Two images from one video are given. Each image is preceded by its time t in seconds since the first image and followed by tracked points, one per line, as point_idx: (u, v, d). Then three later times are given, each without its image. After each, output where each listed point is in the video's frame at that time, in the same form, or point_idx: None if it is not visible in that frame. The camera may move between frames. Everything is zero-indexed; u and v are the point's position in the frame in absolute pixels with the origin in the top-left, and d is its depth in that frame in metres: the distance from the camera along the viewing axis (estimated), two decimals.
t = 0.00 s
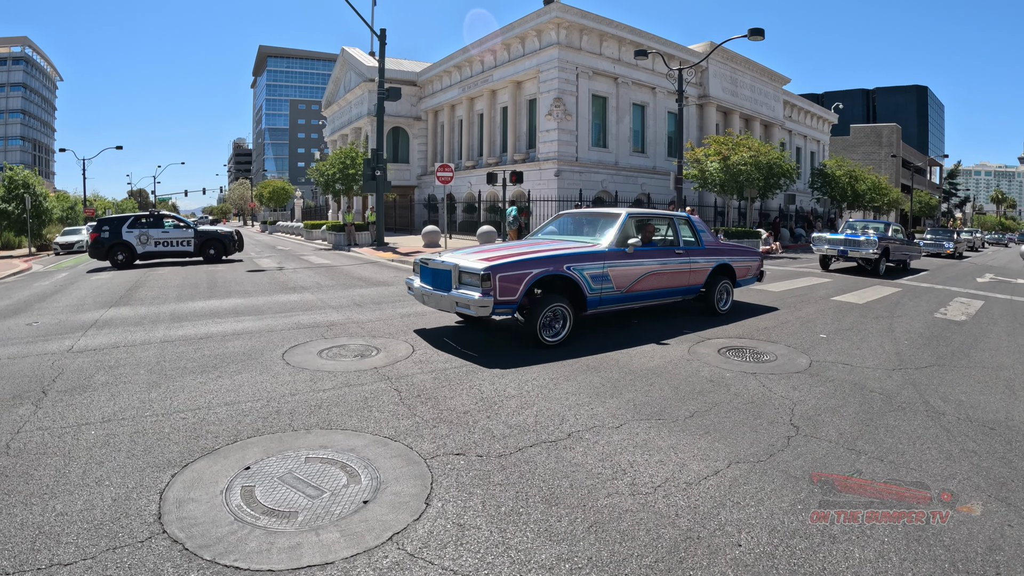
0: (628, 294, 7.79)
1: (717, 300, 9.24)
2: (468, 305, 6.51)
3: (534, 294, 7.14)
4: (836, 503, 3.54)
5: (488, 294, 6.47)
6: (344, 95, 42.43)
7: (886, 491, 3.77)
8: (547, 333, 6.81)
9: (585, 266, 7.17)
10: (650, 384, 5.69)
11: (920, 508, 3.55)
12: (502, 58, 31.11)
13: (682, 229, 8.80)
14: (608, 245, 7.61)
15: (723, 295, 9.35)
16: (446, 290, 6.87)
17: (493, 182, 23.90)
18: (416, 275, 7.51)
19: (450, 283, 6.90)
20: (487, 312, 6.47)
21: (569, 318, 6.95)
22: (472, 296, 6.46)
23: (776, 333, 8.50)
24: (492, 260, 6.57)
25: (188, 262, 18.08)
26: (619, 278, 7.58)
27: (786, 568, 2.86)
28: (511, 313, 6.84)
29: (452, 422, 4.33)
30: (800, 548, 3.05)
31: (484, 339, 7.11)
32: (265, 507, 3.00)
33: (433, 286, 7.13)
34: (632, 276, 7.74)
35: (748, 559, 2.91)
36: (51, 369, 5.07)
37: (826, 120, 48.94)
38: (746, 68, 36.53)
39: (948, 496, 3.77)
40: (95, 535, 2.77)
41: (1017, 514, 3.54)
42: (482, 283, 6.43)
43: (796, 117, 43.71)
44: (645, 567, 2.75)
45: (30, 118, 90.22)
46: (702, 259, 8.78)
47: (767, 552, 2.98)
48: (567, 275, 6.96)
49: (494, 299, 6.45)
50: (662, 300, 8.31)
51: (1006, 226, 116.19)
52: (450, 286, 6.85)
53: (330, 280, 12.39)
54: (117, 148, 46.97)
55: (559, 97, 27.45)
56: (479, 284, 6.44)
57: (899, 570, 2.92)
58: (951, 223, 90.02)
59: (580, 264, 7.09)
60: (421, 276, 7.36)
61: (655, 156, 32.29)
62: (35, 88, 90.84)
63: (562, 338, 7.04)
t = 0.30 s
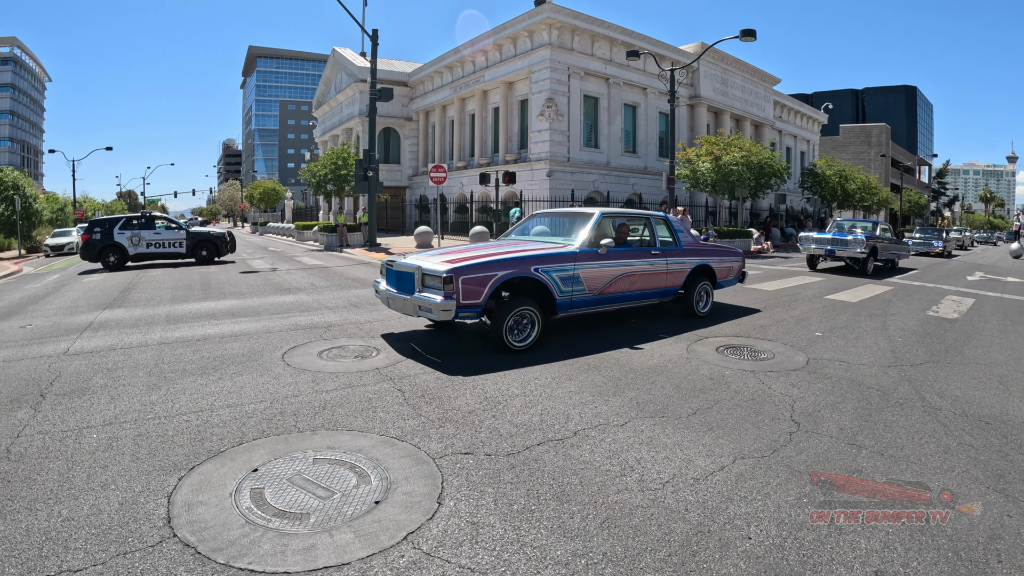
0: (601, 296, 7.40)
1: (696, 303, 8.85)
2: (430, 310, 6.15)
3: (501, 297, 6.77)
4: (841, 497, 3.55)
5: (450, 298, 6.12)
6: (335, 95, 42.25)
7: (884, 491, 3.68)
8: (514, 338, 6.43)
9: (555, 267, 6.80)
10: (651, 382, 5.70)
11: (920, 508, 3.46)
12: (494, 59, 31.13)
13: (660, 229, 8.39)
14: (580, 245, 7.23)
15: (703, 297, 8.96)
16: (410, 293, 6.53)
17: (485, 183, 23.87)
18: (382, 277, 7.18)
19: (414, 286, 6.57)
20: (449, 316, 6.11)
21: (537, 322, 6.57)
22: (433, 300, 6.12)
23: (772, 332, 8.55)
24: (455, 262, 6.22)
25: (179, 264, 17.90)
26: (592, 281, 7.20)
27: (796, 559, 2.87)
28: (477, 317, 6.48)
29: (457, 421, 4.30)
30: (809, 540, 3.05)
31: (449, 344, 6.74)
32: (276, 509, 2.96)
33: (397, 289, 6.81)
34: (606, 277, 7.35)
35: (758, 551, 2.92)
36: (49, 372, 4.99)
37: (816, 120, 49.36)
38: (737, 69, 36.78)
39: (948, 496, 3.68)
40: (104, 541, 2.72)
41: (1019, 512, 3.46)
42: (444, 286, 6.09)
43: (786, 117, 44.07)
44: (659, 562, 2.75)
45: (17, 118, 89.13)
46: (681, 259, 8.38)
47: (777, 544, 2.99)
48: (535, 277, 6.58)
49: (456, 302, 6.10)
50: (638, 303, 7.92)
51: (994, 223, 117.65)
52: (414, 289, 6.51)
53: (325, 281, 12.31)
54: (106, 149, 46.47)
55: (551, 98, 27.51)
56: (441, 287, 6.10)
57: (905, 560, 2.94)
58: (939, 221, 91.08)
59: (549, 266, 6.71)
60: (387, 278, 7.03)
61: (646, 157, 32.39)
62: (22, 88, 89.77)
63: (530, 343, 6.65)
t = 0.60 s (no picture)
0: (566, 300, 7.15)
1: (669, 306, 8.56)
2: (384, 315, 5.91)
3: (461, 301, 6.51)
4: (835, 492, 3.63)
5: (404, 303, 5.89)
6: (324, 96, 42.10)
7: (884, 490, 3.69)
8: (473, 343, 6.17)
9: (516, 270, 6.54)
10: (644, 380, 5.78)
11: (919, 508, 3.46)
12: (483, 60, 31.21)
13: (630, 230, 8.11)
14: (542, 247, 6.95)
15: (676, 300, 8.66)
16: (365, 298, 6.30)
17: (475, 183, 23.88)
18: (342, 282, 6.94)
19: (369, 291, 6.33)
20: (403, 322, 5.87)
21: (497, 327, 6.30)
22: (387, 305, 5.88)
23: (762, 330, 8.67)
24: (410, 266, 5.98)
25: (169, 266, 17.78)
26: (555, 284, 6.93)
27: (790, 551, 2.95)
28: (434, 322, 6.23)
29: (454, 421, 4.35)
30: (802, 531, 3.14)
31: (408, 348, 6.50)
32: (279, 509, 2.99)
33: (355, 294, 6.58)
34: (571, 280, 7.09)
35: (753, 543, 2.99)
36: (43, 374, 4.98)
37: (803, 120, 49.86)
38: (725, 70, 37.10)
39: (948, 496, 3.68)
40: (107, 543, 2.74)
41: (1018, 512, 3.46)
42: (397, 291, 5.86)
43: (773, 117, 44.52)
44: (657, 554, 2.82)
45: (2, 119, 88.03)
46: (651, 261, 8.11)
47: (771, 535, 3.07)
48: (494, 281, 6.33)
49: (409, 307, 5.86)
50: (606, 306, 7.67)
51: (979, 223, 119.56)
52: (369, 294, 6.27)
53: (317, 282, 12.29)
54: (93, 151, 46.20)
55: (540, 99, 27.63)
56: (394, 292, 5.86)
57: (894, 550, 3.03)
58: (926, 221, 92.21)
59: (509, 269, 6.45)
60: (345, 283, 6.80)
61: (635, 157, 32.55)
62: (7, 88, 88.71)
63: (490, 350, 6.37)
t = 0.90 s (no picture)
0: (522, 303, 6.90)
1: (636, 308, 8.32)
2: (330, 319, 5.71)
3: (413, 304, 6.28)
4: (815, 481, 3.78)
5: (349, 307, 5.67)
6: (311, 97, 41.97)
7: (885, 490, 3.70)
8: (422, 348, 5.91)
9: (469, 273, 6.30)
10: (630, 377, 5.92)
11: (918, 508, 3.48)
12: (470, 61, 31.31)
13: (592, 231, 7.89)
14: (498, 247, 6.72)
15: (642, 302, 8.41)
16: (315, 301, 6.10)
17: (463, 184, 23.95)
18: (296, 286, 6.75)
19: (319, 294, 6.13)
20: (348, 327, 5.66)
21: (448, 331, 6.05)
22: (332, 309, 5.68)
23: (746, 328, 8.85)
24: (357, 268, 5.78)
25: (157, 267, 17.69)
26: (511, 287, 6.70)
27: (772, 536, 3.09)
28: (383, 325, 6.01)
29: (445, 416, 4.45)
30: (783, 519, 3.27)
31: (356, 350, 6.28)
32: (274, 503, 3.08)
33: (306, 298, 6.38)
34: (528, 283, 6.84)
35: (735, 530, 3.12)
36: (35, 375, 5.01)
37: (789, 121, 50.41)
38: (711, 71, 37.48)
39: (948, 496, 3.68)
40: (107, 537, 2.81)
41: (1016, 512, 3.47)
42: (343, 295, 5.65)
43: (759, 118, 45.01)
44: (644, 540, 2.94)
45: None
46: (614, 262, 7.86)
47: (753, 522, 3.20)
48: (445, 283, 6.07)
49: (355, 311, 5.64)
50: (566, 309, 7.42)
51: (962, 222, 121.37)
52: (317, 296, 6.08)
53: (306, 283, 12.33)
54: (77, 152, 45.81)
55: (527, 100, 27.78)
56: (340, 295, 5.65)
57: (874, 535, 3.16)
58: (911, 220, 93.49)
59: (461, 271, 6.20)
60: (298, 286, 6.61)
61: (621, 157, 32.79)
62: None
63: (442, 355, 6.12)
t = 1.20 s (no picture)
0: (472, 304, 6.75)
1: (596, 310, 8.10)
2: (271, 321, 5.63)
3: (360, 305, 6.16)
4: (788, 466, 3.96)
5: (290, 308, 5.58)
6: (296, 97, 41.84)
7: (885, 490, 3.67)
8: (368, 350, 5.76)
9: (416, 274, 6.17)
10: (614, 371, 6.10)
11: (918, 507, 3.46)
12: (455, 62, 31.45)
13: (550, 230, 7.73)
14: (447, 248, 6.57)
15: (603, 303, 8.20)
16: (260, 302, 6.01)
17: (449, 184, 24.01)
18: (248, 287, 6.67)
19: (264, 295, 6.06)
20: (289, 328, 5.57)
21: (395, 333, 5.89)
22: (274, 310, 5.59)
23: (727, 324, 9.09)
24: (299, 269, 5.67)
25: (143, 268, 17.61)
26: (459, 287, 6.56)
27: (746, 517, 3.25)
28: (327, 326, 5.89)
29: (433, 409, 4.60)
30: (757, 501, 3.44)
31: (303, 351, 6.16)
32: (269, 490, 3.21)
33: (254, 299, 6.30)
34: (479, 284, 6.70)
35: (712, 512, 3.29)
36: (27, 374, 5.08)
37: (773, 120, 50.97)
38: (695, 72, 37.93)
39: (948, 495, 3.64)
40: (107, 525, 2.92)
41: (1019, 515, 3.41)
42: (284, 295, 5.55)
43: (743, 118, 45.55)
44: (623, 521, 3.11)
45: None
46: (571, 263, 7.69)
47: (728, 505, 3.37)
48: (390, 284, 5.95)
49: (296, 312, 5.54)
50: (521, 311, 7.27)
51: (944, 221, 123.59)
52: (262, 298, 6.01)
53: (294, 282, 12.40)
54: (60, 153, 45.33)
55: (512, 100, 27.99)
56: (281, 297, 5.55)
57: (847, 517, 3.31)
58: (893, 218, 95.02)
59: (407, 272, 6.07)
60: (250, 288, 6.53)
61: (605, 157, 33.08)
62: None
63: (390, 357, 5.96)
